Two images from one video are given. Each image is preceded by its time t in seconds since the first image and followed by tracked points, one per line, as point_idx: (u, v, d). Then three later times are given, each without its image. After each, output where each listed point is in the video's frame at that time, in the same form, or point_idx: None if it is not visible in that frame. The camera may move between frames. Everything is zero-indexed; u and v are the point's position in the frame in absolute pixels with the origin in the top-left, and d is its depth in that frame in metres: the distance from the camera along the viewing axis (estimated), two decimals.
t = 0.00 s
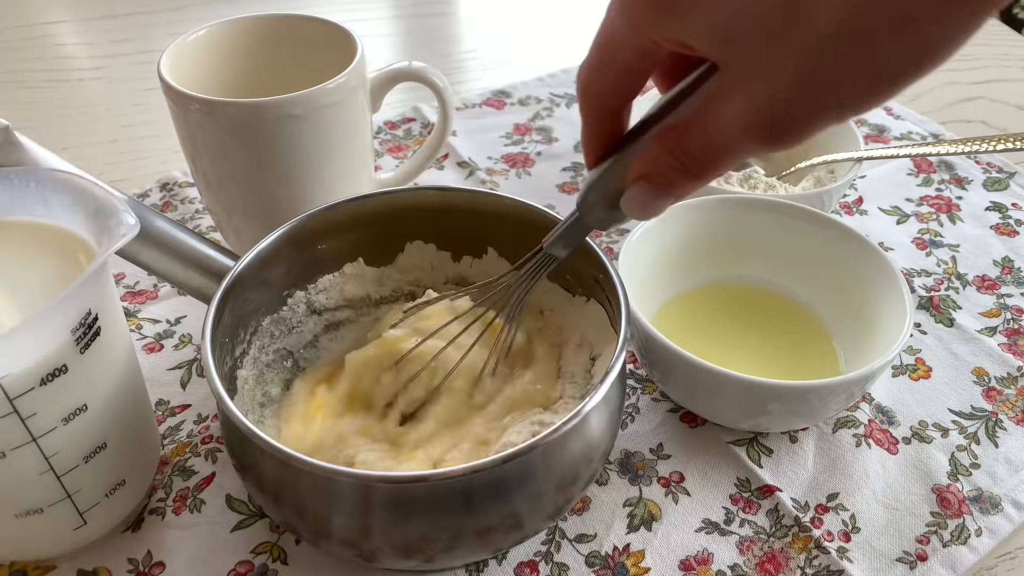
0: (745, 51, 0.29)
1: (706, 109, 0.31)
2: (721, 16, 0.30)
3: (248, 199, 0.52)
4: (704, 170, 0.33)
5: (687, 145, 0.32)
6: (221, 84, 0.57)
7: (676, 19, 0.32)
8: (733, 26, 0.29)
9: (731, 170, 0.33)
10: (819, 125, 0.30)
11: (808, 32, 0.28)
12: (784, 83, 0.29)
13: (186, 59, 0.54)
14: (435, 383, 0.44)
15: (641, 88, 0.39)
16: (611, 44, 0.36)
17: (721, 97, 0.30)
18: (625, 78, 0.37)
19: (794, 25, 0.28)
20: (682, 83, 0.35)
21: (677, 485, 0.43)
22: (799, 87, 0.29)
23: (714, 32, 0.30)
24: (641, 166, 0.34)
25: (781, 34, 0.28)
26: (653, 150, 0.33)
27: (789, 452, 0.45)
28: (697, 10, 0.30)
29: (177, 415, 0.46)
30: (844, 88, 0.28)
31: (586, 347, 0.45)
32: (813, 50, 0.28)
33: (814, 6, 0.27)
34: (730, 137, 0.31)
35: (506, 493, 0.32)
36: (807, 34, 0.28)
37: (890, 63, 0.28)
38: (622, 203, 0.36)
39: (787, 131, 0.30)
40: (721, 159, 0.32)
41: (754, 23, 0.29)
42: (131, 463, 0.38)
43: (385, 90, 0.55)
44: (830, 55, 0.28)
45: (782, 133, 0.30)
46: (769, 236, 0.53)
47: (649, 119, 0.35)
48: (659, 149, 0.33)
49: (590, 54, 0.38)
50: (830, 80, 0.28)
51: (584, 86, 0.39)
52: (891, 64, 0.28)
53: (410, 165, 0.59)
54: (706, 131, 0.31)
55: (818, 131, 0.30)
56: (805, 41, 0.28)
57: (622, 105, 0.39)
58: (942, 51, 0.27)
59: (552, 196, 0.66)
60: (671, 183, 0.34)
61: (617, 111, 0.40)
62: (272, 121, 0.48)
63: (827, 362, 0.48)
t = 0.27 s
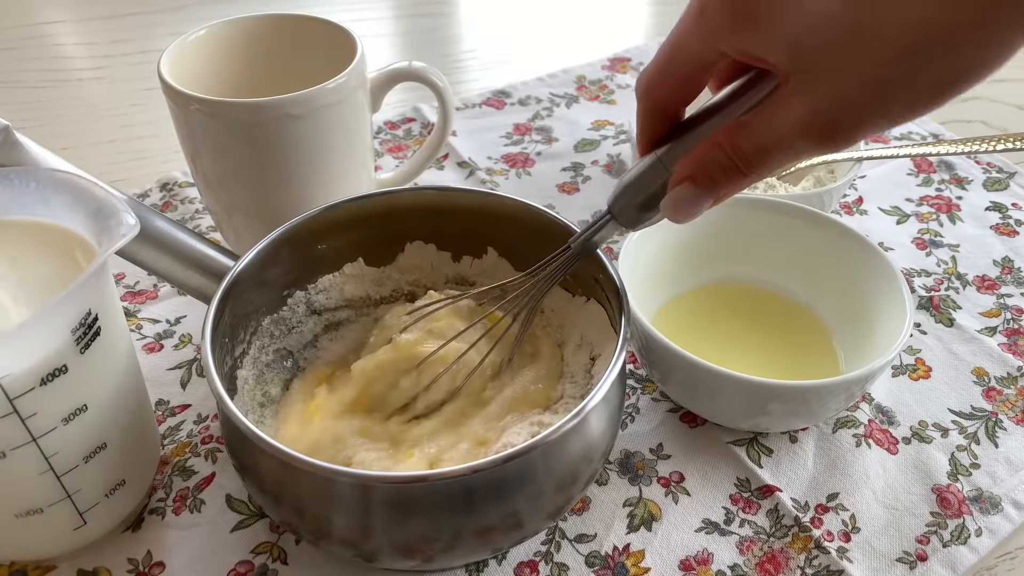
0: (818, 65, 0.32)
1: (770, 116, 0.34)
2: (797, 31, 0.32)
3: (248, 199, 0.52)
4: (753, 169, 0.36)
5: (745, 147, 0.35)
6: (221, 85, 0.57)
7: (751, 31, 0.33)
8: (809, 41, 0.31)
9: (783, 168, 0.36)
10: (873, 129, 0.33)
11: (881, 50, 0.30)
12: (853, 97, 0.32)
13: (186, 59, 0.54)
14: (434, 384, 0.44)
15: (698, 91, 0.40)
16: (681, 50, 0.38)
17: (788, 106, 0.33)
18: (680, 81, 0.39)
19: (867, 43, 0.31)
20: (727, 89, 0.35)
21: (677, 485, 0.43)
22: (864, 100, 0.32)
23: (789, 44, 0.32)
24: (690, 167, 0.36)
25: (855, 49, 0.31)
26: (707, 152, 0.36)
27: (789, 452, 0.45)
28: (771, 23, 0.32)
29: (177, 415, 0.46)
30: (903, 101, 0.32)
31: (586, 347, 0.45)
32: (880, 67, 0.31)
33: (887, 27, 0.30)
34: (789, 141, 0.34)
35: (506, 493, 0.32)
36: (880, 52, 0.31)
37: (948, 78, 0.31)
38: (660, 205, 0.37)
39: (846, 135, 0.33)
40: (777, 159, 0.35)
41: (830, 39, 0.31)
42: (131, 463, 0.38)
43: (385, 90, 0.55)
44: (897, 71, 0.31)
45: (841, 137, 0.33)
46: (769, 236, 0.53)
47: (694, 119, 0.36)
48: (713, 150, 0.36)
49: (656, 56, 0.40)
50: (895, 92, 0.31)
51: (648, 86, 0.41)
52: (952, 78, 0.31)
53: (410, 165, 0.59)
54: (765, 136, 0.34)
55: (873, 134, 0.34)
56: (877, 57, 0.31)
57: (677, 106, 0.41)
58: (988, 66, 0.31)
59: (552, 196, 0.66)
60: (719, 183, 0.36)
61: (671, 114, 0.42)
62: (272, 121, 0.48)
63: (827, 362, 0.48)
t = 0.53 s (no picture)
0: (805, 57, 0.31)
1: (759, 111, 0.33)
2: (785, 26, 0.32)
3: (248, 199, 0.52)
4: (744, 165, 0.35)
5: (735, 142, 0.34)
6: (221, 85, 0.57)
7: (739, 28, 0.34)
8: (797, 34, 0.31)
9: (775, 163, 0.35)
10: (863, 121, 0.33)
11: (870, 39, 0.30)
12: (843, 89, 0.32)
13: (186, 59, 0.54)
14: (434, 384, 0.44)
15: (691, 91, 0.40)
16: (671, 53, 0.38)
17: (778, 99, 0.33)
18: (673, 79, 0.39)
19: (853, 32, 0.30)
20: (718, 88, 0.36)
21: (677, 485, 0.43)
22: (853, 91, 0.32)
23: (778, 39, 0.32)
24: (680, 164, 0.36)
25: (842, 40, 0.31)
26: (696, 148, 0.35)
27: (789, 452, 0.45)
28: (758, 20, 0.33)
29: (177, 416, 0.46)
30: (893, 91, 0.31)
31: (586, 347, 0.45)
32: (868, 57, 0.31)
33: (873, 17, 0.30)
34: (780, 134, 0.33)
35: (506, 493, 0.32)
36: (869, 41, 0.30)
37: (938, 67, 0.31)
38: (654, 202, 0.37)
39: (835, 129, 0.33)
40: (768, 152, 0.34)
41: (817, 30, 0.31)
42: (145, 457, 0.39)
43: (385, 90, 0.55)
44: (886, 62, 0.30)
45: (832, 129, 0.33)
46: (769, 236, 0.53)
47: (686, 117, 0.36)
48: (702, 146, 0.35)
49: (648, 57, 0.40)
50: (884, 82, 0.31)
51: (642, 86, 0.41)
52: (940, 67, 0.31)
53: (410, 165, 0.59)
54: (755, 129, 0.34)
55: (864, 125, 0.33)
56: (866, 47, 0.30)
57: (670, 107, 0.41)
58: (978, 53, 0.31)
59: (553, 196, 0.66)
60: (711, 179, 0.35)
61: (664, 116, 0.42)
62: (272, 121, 0.48)
63: (827, 361, 0.48)
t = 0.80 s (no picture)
0: (806, 60, 0.32)
1: (762, 112, 0.33)
2: (787, 29, 0.32)
3: (248, 199, 0.52)
4: (747, 165, 0.35)
5: (737, 143, 0.34)
6: (221, 85, 0.57)
7: (742, 32, 0.34)
8: (799, 36, 0.31)
9: (777, 164, 0.35)
10: (865, 121, 0.33)
11: (871, 41, 0.30)
12: (845, 91, 0.31)
13: (186, 59, 0.54)
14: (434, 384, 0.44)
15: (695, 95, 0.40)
16: (675, 58, 0.39)
17: (779, 101, 0.33)
18: (678, 83, 0.39)
19: (854, 34, 0.30)
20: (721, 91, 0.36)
21: (677, 485, 0.43)
22: (854, 93, 0.31)
23: (780, 42, 0.32)
24: (683, 165, 0.36)
25: (844, 42, 0.31)
26: (699, 149, 0.35)
27: (789, 452, 0.45)
28: (761, 23, 0.33)
29: (176, 415, 0.46)
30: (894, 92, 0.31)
31: (585, 347, 0.45)
32: (870, 58, 0.31)
33: (873, 18, 0.30)
34: (783, 135, 0.33)
35: (505, 493, 0.32)
36: (870, 42, 0.30)
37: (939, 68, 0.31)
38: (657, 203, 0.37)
39: (838, 131, 0.33)
40: (770, 153, 0.34)
41: (818, 33, 0.31)
42: (145, 478, 0.38)
43: (385, 90, 0.55)
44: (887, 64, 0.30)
45: (835, 130, 0.33)
46: (769, 236, 0.53)
47: (688, 119, 0.36)
48: (705, 147, 0.35)
49: (652, 62, 0.40)
50: (886, 84, 0.31)
51: (646, 91, 0.41)
52: (941, 68, 0.31)
53: (410, 165, 0.59)
54: (757, 130, 0.33)
55: (866, 126, 0.33)
56: (866, 49, 0.30)
57: (674, 112, 0.41)
58: (978, 54, 0.31)
59: (553, 196, 0.66)
60: (713, 180, 0.35)
61: (668, 119, 0.42)
62: (272, 121, 0.48)
63: (826, 362, 0.48)
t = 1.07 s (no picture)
0: (810, 65, 0.32)
1: (767, 116, 0.33)
2: (791, 34, 0.32)
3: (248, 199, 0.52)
4: (750, 169, 0.35)
5: (740, 147, 0.35)
6: (221, 85, 0.57)
7: (747, 37, 0.34)
8: (803, 41, 0.31)
9: (780, 167, 0.35)
10: (869, 125, 0.33)
11: (876, 46, 0.30)
12: (849, 96, 0.31)
13: (186, 59, 0.54)
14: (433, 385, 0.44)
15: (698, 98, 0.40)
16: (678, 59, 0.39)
17: (783, 106, 0.33)
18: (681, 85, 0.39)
19: (859, 40, 0.30)
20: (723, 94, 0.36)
21: (677, 485, 0.43)
22: (858, 98, 0.32)
23: (784, 47, 0.32)
24: (687, 168, 0.36)
25: (849, 48, 0.31)
26: (703, 153, 0.36)
27: (789, 452, 0.45)
28: (765, 28, 0.33)
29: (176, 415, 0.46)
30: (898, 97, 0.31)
31: (585, 347, 0.45)
32: (875, 64, 0.30)
33: (879, 24, 0.30)
34: (786, 139, 0.33)
35: (505, 493, 0.32)
36: (875, 48, 0.30)
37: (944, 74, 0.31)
38: (660, 206, 0.37)
39: (841, 135, 0.33)
40: (773, 157, 0.34)
41: (823, 39, 0.31)
42: (154, 474, 0.36)
43: (385, 90, 0.55)
44: (892, 70, 0.30)
45: (838, 134, 0.33)
46: (769, 237, 0.53)
47: (692, 122, 0.36)
48: (709, 151, 0.35)
49: (655, 65, 0.40)
50: (890, 89, 0.31)
51: (648, 94, 0.41)
52: (945, 74, 0.31)
53: (410, 165, 0.59)
54: (761, 135, 0.34)
55: (869, 130, 0.33)
56: (871, 55, 0.30)
57: (677, 114, 0.41)
58: (984, 60, 0.31)
59: (553, 196, 0.66)
60: (716, 183, 0.36)
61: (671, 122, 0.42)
62: (272, 121, 0.48)
63: (827, 362, 0.48)
